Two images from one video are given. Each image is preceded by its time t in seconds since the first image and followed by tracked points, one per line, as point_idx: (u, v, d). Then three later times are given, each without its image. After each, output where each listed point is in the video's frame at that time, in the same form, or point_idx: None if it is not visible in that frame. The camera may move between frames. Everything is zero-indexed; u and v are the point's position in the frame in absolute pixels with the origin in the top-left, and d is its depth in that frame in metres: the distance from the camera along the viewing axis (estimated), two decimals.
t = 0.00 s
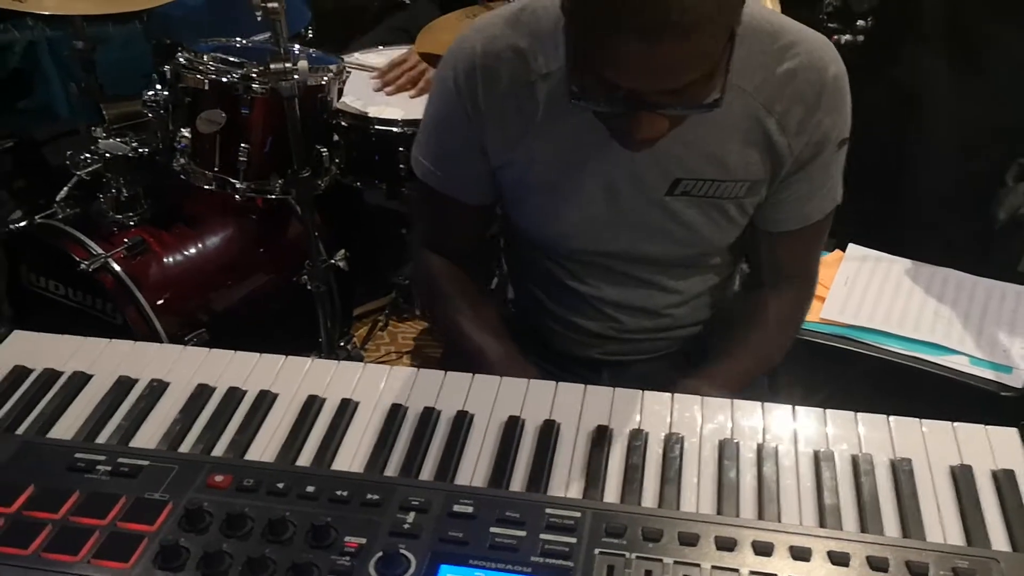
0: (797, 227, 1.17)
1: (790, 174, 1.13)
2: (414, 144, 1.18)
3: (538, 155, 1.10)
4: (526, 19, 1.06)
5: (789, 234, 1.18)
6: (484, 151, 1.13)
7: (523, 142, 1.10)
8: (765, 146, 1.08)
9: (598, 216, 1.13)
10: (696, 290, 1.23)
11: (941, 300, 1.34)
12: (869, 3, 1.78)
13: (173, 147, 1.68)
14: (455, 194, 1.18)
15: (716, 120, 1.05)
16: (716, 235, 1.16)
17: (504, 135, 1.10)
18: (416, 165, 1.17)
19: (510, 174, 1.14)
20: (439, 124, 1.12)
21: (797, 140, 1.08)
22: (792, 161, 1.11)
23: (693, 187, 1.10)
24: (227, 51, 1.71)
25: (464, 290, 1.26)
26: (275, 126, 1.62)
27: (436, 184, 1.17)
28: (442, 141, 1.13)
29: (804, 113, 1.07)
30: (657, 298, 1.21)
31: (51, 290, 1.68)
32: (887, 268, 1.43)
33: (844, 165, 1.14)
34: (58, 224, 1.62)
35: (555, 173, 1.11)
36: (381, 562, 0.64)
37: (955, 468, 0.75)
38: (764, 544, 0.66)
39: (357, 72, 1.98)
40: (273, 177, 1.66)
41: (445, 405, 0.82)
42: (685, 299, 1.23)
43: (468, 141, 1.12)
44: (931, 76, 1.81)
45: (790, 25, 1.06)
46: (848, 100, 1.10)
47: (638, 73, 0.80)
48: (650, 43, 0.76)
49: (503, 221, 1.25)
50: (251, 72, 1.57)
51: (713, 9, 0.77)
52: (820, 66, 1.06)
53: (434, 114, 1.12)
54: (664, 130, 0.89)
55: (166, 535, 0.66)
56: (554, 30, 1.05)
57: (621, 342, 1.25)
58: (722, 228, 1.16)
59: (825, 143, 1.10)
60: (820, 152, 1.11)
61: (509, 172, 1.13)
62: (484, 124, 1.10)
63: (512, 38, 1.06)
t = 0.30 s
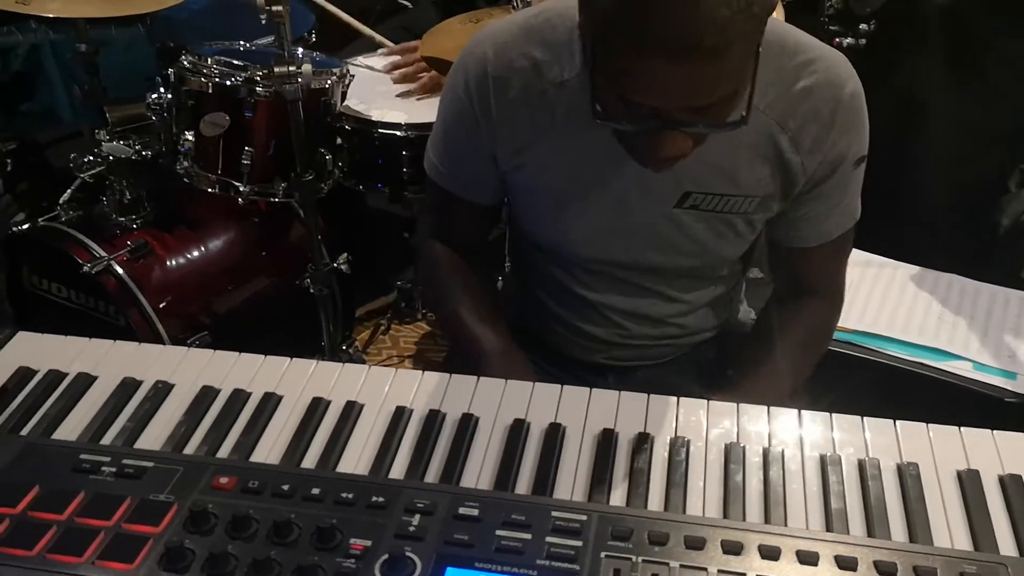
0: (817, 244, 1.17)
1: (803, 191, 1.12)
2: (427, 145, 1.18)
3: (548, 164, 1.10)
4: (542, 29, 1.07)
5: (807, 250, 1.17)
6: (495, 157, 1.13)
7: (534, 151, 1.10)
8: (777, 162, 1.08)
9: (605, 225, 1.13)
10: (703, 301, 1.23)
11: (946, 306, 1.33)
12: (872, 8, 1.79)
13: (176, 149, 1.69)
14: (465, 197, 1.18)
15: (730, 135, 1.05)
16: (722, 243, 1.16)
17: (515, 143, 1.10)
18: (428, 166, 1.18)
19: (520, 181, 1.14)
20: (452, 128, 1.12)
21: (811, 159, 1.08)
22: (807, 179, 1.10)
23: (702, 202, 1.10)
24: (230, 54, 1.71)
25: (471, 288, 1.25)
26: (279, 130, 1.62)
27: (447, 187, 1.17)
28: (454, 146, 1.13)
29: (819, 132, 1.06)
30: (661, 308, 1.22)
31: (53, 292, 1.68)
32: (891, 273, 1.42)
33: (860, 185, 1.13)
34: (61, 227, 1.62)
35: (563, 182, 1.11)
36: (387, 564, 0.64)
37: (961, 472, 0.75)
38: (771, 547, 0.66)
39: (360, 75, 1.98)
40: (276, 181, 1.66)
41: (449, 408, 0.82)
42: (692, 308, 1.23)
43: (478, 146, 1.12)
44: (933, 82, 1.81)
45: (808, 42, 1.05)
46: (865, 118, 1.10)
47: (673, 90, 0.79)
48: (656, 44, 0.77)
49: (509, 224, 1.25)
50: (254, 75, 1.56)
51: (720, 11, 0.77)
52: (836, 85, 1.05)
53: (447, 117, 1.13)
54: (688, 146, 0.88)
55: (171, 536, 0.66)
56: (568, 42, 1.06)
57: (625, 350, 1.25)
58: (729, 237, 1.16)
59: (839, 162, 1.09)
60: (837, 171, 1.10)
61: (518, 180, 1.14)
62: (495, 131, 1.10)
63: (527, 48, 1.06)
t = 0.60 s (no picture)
0: (812, 233, 1.18)
1: (799, 179, 1.13)
2: (426, 149, 1.18)
3: (547, 162, 1.10)
4: (539, 26, 1.06)
5: (801, 238, 1.19)
6: (493, 157, 1.13)
7: (533, 149, 1.10)
8: (775, 153, 1.09)
9: (606, 221, 1.12)
10: (705, 296, 1.23)
11: (945, 309, 1.33)
12: (872, 11, 1.79)
13: (176, 148, 1.69)
14: (463, 199, 1.18)
15: (729, 127, 1.05)
16: (722, 238, 1.16)
17: (513, 140, 1.10)
18: (428, 169, 1.18)
19: (517, 180, 1.14)
20: (451, 129, 1.12)
21: (809, 146, 1.09)
22: (804, 165, 1.11)
23: (703, 193, 1.10)
24: (229, 53, 1.71)
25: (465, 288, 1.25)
26: (279, 130, 1.61)
27: (446, 189, 1.18)
28: (453, 146, 1.13)
29: (816, 119, 1.07)
30: (664, 305, 1.21)
31: (53, 291, 1.68)
32: (890, 275, 1.42)
33: (853, 171, 1.15)
34: (59, 224, 1.61)
35: (563, 178, 1.10)
36: (378, 565, 0.64)
37: (955, 476, 0.75)
38: (763, 551, 0.66)
39: (360, 75, 1.98)
40: (275, 181, 1.66)
41: (445, 408, 0.82)
42: (692, 307, 1.23)
43: (476, 146, 1.12)
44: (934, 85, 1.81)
45: (801, 31, 1.06)
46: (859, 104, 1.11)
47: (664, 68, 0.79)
48: (652, 44, 0.77)
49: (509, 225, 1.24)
50: (254, 74, 1.57)
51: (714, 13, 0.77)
52: (832, 73, 1.07)
53: (445, 119, 1.13)
54: (673, 128, 0.89)
55: (162, 536, 0.66)
56: (566, 39, 1.05)
57: (626, 348, 1.25)
58: (729, 231, 1.15)
59: (834, 149, 1.11)
60: (831, 158, 1.11)
61: (517, 178, 1.13)
62: (493, 130, 1.10)
63: (525, 44, 1.06)
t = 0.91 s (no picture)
0: (786, 224, 1.15)
1: (780, 164, 1.12)
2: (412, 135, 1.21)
3: (527, 142, 1.12)
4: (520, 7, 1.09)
5: (779, 229, 1.16)
6: (477, 139, 1.15)
7: (513, 129, 1.12)
8: (755, 134, 1.09)
9: (592, 205, 1.12)
10: (691, 287, 1.21)
11: (947, 308, 1.32)
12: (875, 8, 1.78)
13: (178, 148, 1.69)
14: (448, 182, 1.20)
15: (703, 101, 1.06)
16: (709, 225, 1.14)
17: (496, 121, 1.12)
18: (413, 153, 1.20)
19: (500, 162, 1.15)
20: (433, 110, 1.15)
21: (790, 128, 1.09)
22: (786, 148, 1.10)
23: (687, 175, 1.10)
24: (229, 53, 1.70)
25: (448, 291, 1.28)
26: (279, 129, 1.62)
27: (430, 172, 1.20)
28: (436, 128, 1.16)
29: (796, 102, 1.07)
30: (652, 297, 1.20)
31: (54, 291, 1.68)
32: (891, 274, 1.41)
33: (836, 159, 1.13)
34: (60, 224, 1.62)
35: (545, 159, 1.11)
36: (370, 569, 0.63)
37: (952, 478, 0.75)
38: (757, 553, 0.66)
39: (362, 75, 1.98)
40: (277, 181, 1.67)
41: (439, 410, 0.82)
42: (677, 298, 1.21)
43: (459, 126, 1.14)
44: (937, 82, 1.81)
45: (781, 15, 1.07)
46: (843, 93, 1.10)
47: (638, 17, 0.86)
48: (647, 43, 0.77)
49: (507, 224, 1.24)
50: (255, 74, 1.56)
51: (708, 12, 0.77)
52: (811, 55, 1.06)
53: (430, 101, 1.16)
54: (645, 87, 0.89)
55: (153, 539, 0.66)
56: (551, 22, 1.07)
57: (616, 341, 1.23)
58: (716, 218, 1.14)
59: (814, 134, 1.10)
60: (809, 144, 1.10)
61: (501, 162, 1.15)
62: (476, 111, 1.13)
63: (507, 27, 1.08)
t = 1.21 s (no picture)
0: (763, 208, 1.16)
1: (758, 149, 1.12)
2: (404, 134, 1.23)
3: (512, 134, 1.13)
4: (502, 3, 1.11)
5: (754, 213, 1.17)
6: (466, 134, 1.17)
7: (499, 121, 1.13)
8: (733, 120, 1.09)
9: (582, 194, 1.13)
10: (681, 273, 1.22)
11: (954, 307, 1.32)
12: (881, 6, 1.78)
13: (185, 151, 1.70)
14: (441, 178, 1.22)
15: (681, 86, 1.07)
16: (694, 210, 1.15)
17: (483, 113, 1.13)
18: (406, 152, 1.22)
19: (489, 155, 1.16)
20: (422, 107, 1.17)
21: (768, 112, 1.09)
22: (764, 132, 1.11)
23: (669, 161, 1.10)
24: (236, 56, 1.71)
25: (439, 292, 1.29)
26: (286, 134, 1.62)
27: (422, 169, 1.22)
28: (426, 124, 1.18)
29: (772, 87, 1.07)
30: (643, 284, 1.20)
31: (63, 295, 1.69)
32: (898, 272, 1.41)
33: (812, 142, 1.14)
34: (69, 229, 1.62)
35: (534, 149, 1.12)
36: (374, 566, 0.64)
37: (955, 472, 0.75)
38: (760, 549, 0.66)
39: (369, 77, 1.98)
40: (284, 184, 1.67)
41: (444, 409, 0.82)
42: (670, 284, 1.21)
43: (448, 121, 1.16)
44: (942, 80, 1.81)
45: (756, 3, 1.08)
46: (818, 76, 1.11)
47: (602, 16, 0.86)
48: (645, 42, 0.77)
49: (509, 224, 1.24)
50: (262, 78, 1.57)
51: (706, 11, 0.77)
52: (785, 40, 1.07)
53: (420, 98, 1.18)
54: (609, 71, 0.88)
55: (158, 539, 0.66)
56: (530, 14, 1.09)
57: (610, 331, 1.23)
58: (700, 203, 1.14)
59: (791, 118, 1.10)
60: (785, 127, 1.11)
61: (490, 154, 1.16)
62: (465, 106, 1.14)
63: (489, 21, 1.10)
